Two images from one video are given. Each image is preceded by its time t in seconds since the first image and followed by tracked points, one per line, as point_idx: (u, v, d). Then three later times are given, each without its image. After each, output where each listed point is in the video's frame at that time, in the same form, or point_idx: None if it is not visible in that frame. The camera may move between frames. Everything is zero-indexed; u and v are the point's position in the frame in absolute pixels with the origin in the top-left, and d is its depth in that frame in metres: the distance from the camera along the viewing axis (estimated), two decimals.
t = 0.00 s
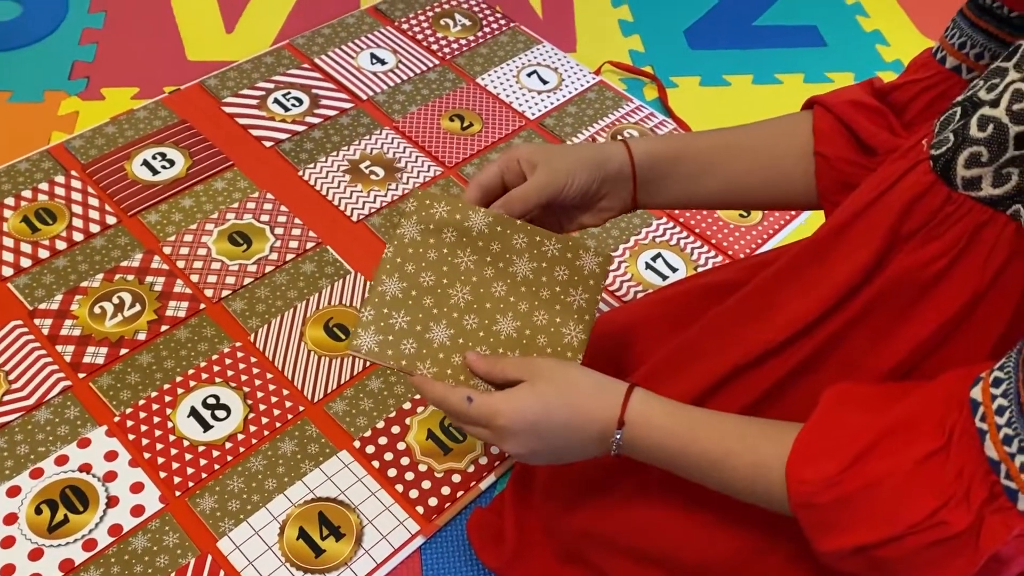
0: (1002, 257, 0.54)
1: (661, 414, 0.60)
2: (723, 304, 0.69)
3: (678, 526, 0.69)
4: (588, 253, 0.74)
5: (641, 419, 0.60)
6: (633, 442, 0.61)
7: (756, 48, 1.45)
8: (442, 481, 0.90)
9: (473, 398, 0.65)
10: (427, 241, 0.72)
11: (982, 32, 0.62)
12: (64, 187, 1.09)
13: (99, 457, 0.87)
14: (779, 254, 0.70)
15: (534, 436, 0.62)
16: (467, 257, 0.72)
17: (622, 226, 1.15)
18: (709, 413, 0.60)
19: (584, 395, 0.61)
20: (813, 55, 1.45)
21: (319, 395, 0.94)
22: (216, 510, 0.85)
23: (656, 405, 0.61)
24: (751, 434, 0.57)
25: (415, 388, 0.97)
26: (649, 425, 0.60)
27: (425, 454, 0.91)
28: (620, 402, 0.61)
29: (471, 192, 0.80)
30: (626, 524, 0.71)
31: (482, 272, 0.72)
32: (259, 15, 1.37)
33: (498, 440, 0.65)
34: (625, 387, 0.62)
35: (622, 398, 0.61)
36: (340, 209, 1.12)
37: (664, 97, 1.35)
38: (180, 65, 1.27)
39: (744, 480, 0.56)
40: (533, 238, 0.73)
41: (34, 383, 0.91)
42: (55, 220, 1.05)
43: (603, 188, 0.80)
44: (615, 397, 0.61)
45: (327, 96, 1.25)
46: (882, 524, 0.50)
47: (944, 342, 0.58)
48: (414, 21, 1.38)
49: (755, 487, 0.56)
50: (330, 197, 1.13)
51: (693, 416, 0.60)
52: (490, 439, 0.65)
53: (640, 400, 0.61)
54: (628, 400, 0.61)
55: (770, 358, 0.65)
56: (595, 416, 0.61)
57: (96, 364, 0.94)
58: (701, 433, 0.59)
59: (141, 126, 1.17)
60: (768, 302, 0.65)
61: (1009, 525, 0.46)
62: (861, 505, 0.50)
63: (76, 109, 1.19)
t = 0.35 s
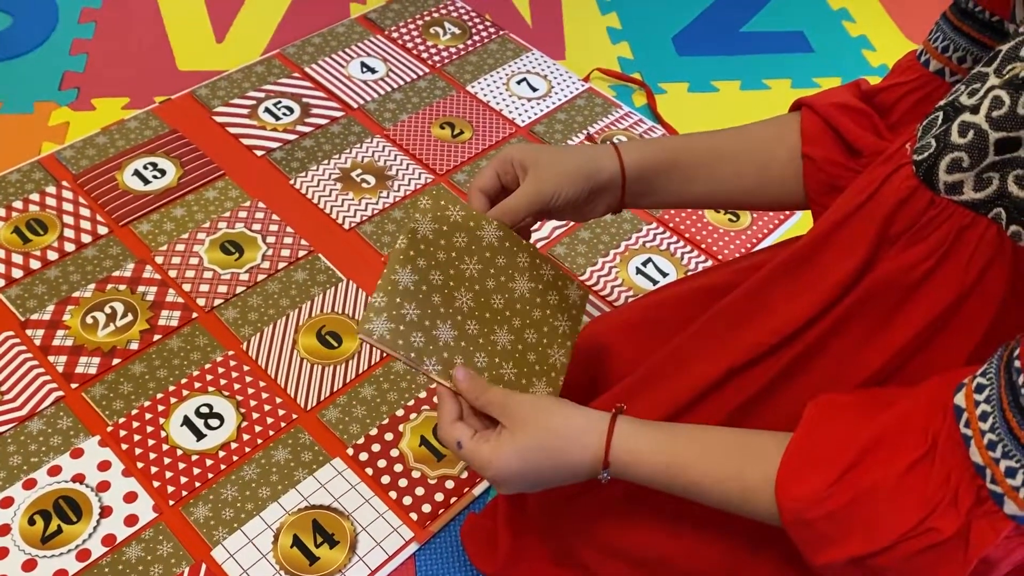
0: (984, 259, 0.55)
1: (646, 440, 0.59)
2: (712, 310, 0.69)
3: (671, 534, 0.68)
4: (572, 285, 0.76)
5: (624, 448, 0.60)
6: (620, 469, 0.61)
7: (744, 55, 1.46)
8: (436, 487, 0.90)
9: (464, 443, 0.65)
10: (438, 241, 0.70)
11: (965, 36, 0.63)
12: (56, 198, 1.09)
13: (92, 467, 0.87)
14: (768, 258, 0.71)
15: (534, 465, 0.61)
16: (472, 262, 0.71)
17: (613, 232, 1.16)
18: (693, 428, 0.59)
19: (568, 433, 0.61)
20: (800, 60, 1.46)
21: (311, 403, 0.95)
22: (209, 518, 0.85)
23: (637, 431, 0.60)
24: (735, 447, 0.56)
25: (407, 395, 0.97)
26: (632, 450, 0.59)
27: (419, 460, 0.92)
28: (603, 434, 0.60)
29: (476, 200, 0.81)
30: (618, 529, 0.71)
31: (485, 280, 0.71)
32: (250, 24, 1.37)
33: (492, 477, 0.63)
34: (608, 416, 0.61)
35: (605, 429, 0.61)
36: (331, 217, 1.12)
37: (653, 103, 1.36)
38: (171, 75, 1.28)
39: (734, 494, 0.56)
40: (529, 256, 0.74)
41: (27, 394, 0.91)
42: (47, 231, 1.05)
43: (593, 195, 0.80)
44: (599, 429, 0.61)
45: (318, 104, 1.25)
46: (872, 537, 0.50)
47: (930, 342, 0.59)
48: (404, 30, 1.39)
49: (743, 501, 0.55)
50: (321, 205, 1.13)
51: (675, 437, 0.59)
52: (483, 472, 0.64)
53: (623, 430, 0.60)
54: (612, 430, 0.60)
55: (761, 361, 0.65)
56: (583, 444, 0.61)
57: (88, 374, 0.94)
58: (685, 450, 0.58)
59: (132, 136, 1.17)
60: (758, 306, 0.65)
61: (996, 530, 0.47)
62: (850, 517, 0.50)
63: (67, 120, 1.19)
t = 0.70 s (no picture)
0: (986, 263, 0.55)
1: (636, 402, 0.56)
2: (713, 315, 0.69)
3: (670, 541, 0.68)
4: (555, 281, 0.78)
5: (616, 395, 0.55)
6: (597, 423, 0.55)
7: (741, 57, 1.46)
8: (433, 492, 0.90)
9: (457, 324, 0.56)
10: (456, 258, 0.71)
11: (966, 34, 0.64)
12: (51, 202, 1.08)
13: (87, 474, 0.87)
14: (768, 261, 0.70)
15: (503, 406, 0.53)
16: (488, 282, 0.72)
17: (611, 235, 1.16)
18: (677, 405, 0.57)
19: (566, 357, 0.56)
20: (797, 62, 1.46)
21: (308, 407, 0.94)
22: (206, 524, 0.85)
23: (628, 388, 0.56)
24: (719, 429, 0.55)
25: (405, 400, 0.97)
26: (615, 402, 0.55)
27: (416, 465, 0.91)
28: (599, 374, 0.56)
29: (481, 194, 0.78)
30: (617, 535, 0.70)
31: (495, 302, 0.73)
32: (246, 28, 1.37)
33: (445, 440, 0.55)
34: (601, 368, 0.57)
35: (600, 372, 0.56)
36: (327, 220, 1.12)
37: (650, 106, 1.35)
38: (167, 79, 1.27)
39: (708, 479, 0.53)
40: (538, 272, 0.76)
41: (22, 400, 0.91)
42: (42, 236, 1.05)
43: (599, 184, 0.78)
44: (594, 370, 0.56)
45: (314, 108, 1.25)
46: (850, 525, 0.48)
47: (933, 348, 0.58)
48: (401, 33, 1.38)
49: (718, 481, 0.53)
50: (317, 208, 1.13)
51: (662, 408, 0.56)
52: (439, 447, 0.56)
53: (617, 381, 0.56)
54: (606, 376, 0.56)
55: (762, 364, 0.64)
56: (575, 379, 0.55)
57: (84, 380, 0.93)
58: (666, 422, 0.55)
59: (127, 140, 1.16)
60: (759, 308, 0.65)
61: (976, 532, 0.45)
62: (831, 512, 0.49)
63: (62, 124, 1.19)
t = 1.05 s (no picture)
0: (988, 266, 0.54)
1: (602, 419, 0.56)
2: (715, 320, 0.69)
3: (672, 547, 0.68)
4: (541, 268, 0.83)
5: (579, 412, 0.56)
6: (557, 436, 0.56)
7: (741, 59, 1.46)
8: (434, 495, 0.90)
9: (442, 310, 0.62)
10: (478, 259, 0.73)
11: (972, 38, 0.64)
12: (50, 206, 1.08)
13: (87, 479, 0.86)
14: (770, 266, 0.70)
15: (456, 410, 0.58)
16: (505, 268, 0.77)
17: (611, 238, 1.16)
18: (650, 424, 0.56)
19: (538, 369, 0.58)
20: (797, 64, 1.46)
21: (309, 411, 0.94)
22: (206, 529, 0.84)
23: (595, 403, 0.57)
24: (689, 445, 0.54)
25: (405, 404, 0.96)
26: (577, 414, 0.56)
27: (416, 469, 0.91)
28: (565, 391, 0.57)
29: (491, 176, 0.77)
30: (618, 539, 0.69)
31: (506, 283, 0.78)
32: (245, 31, 1.37)
33: (405, 414, 0.62)
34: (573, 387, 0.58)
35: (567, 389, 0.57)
36: (327, 224, 1.12)
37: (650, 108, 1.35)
38: (166, 82, 1.27)
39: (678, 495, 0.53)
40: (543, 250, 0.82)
41: (22, 405, 0.91)
42: (41, 240, 1.05)
43: (611, 171, 0.77)
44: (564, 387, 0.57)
45: (314, 111, 1.25)
46: (827, 533, 0.47)
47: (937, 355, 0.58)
48: (400, 36, 1.38)
49: (687, 499, 0.52)
50: (316, 211, 1.13)
51: (625, 421, 0.56)
52: (399, 421, 0.63)
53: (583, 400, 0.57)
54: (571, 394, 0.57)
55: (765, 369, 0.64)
56: (541, 389, 0.57)
57: (83, 384, 0.93)
58: (629, 434, 0.55)
59: (127, 143, 1.16)
60: (762, 312, 0.65)
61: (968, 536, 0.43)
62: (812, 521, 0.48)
63: (61, 128, 1.19)
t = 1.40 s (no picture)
0: (979, 275, 0.54)
1: (599, 452, 0.56)
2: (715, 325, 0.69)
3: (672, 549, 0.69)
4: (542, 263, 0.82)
5: (576, 447, 0.56)
6: (553, 474, 0.57)
7: (740, 61, 1.47)
8: (435, 498, 0.90)
9: (443, 347, 0.62)
10: (481, 253, 0.71)
11: (965, 45, 0.64)
12: (52, 211, 1.09)
13: (91, 482, 0.87)
14: (768, 270, 0.70)
15: (454, 439, 0.59)
16: (505, 264, 0.75)
17: (612, 240, 1.16)
18: (647, 452, 0.57)
19: (534, 406, 0.58)
20: (796, 66, 1.47)
21: (310, 414, 0.95)
22: (208, 532, 0.85)
23: (590, 435, 0.57)
24: (685, 472, 0.54)
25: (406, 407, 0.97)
26: (572, 450, 0.56)
27: (418, 472, 0.92)
28: (562, 427, 0.57)
29: (491, 167, 0.77)
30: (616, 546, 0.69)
31: (506, 278, 0.76)
32: (246, 35, 1.37)
33: (407, 436, 0.64)
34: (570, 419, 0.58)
35: (563, 425, 0.57)
36: (328, 227, 1.12)
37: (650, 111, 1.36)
38: (167, 87, 1.28)
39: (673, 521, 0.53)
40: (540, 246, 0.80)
41: (24, 409, 0.91)
42: (43, 244, 1.05)
43: (608, 168, 0.77)
44: (560, 421, 0.58)
45: (314, 114, 1.25)
46: (825, 553, 0.47)
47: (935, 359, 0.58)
48: (400, 39, 1.39)
49: (683, 520, 0.53)
50: (317, 215, 1.13)
51: (621, 454, 0.56)
52: (403, 444, 0.64)
53: (578, 433, 0.57)
54: (568, 430, 0.57)
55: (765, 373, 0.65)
56: (537, 426, 0.57)
57: (86, 388, 0.93)
58: (624, 466, 0.56)
59: (128, 148, 1.17)
60: (760, 315, 0.65)
61: (966, 550, 0.44)
62: (809, 535, 0.48)
63: (63, 132, 1.20)
